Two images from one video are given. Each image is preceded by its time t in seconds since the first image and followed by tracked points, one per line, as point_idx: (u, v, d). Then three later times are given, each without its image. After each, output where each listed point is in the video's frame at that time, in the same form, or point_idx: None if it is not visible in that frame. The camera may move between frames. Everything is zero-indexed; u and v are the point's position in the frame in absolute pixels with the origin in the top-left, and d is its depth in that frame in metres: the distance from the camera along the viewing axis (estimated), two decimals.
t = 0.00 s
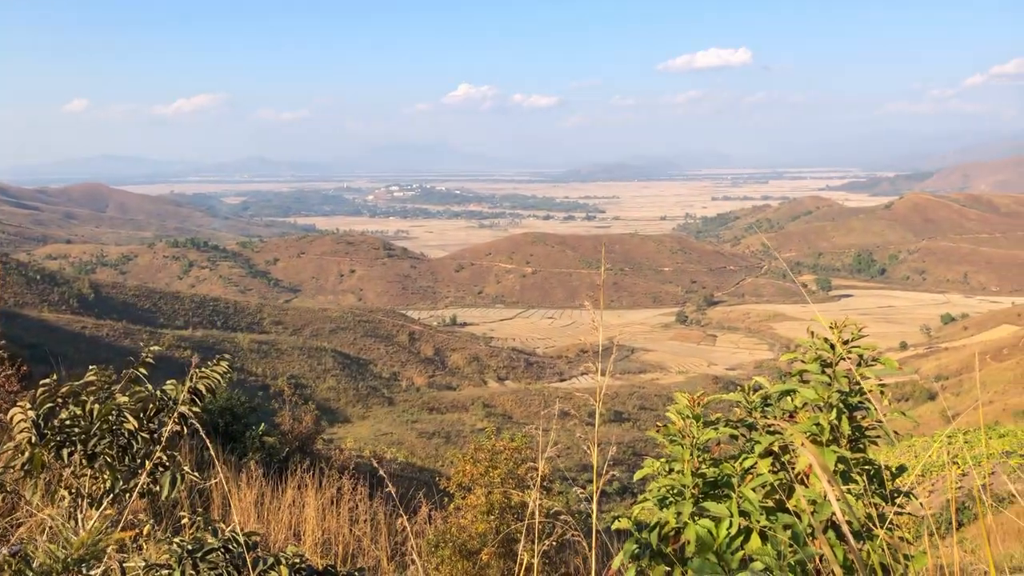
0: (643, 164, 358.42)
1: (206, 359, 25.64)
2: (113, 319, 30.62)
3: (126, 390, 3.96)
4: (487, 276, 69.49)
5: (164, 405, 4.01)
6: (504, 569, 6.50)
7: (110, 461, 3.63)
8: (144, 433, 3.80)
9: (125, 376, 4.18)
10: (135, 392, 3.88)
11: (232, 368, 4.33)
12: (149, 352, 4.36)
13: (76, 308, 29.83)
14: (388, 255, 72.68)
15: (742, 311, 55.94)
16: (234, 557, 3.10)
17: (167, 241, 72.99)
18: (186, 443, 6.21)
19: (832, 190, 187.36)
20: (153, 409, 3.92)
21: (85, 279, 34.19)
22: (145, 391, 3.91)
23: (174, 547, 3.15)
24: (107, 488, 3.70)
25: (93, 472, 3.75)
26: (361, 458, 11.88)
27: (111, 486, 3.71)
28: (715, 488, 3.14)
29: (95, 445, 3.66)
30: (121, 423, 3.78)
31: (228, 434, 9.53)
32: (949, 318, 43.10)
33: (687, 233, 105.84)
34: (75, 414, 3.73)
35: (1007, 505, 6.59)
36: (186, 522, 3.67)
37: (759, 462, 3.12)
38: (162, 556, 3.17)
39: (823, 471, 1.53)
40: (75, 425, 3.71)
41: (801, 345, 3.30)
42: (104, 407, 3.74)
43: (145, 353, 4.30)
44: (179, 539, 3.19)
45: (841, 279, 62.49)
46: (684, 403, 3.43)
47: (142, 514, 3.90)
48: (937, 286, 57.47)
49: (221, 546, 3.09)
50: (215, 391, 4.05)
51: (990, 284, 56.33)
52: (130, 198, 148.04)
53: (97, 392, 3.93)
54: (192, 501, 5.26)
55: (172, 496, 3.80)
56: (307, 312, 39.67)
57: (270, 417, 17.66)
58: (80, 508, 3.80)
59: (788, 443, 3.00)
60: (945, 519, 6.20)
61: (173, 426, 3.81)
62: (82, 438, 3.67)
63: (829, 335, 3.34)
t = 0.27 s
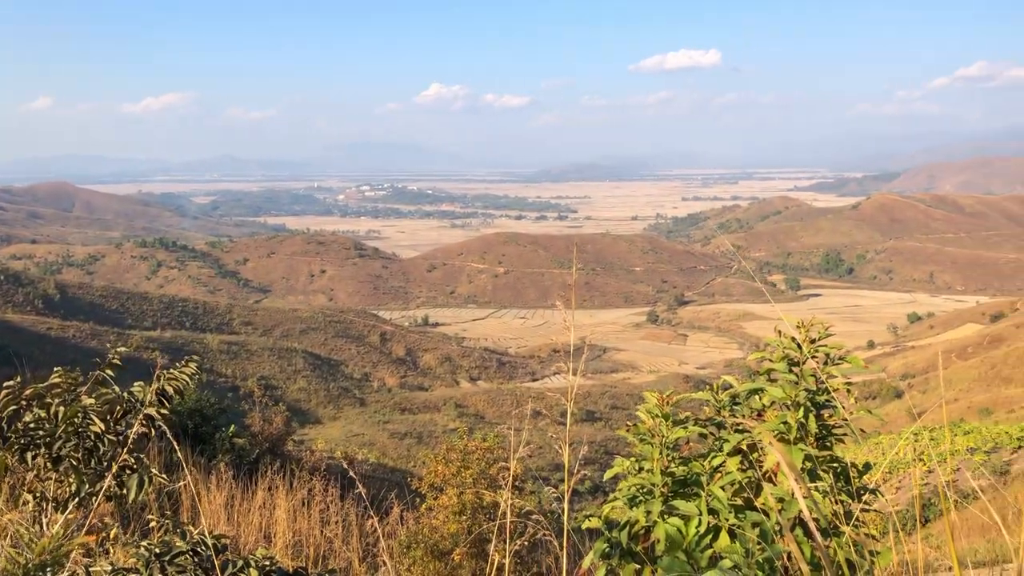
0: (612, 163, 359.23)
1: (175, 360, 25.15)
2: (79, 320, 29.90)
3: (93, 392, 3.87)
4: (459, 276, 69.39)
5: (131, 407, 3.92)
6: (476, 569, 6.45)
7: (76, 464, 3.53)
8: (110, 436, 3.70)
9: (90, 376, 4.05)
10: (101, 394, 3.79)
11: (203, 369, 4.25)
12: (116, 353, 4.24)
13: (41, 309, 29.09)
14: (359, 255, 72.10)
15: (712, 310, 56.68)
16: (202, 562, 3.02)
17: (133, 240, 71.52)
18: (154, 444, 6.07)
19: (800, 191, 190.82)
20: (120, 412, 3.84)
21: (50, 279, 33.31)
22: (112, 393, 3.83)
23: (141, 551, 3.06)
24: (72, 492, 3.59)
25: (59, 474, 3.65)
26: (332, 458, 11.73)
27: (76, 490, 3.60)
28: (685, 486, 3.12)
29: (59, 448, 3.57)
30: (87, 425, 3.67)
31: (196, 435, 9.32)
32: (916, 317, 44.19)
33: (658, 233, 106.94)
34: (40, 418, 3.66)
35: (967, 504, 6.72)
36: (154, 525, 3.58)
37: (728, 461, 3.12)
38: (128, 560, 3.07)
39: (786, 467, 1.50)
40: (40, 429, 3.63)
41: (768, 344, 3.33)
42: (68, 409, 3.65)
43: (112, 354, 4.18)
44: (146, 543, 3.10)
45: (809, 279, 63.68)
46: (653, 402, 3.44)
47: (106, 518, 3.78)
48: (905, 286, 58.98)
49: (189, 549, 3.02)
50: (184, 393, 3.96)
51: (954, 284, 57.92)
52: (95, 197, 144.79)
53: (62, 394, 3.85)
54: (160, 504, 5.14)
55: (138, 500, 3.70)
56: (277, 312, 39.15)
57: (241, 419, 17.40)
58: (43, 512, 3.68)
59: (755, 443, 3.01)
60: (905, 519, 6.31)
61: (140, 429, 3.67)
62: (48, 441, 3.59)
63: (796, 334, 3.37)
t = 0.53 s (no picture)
0: (583, 163, 359.49)
1: (143, 361, 24.58)
2: (44, 321, 29.07)
3: (58, 395, 3.76)
4: (432, 276, 69.12)
5: (97, 409, 3.81)
6: (449, 569, 6.41)
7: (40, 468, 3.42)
8: (77, 438, 3.60)
9: (55, 378, 3.93)
10: (67, 397, 3.69)
11: (170, 370, 4.16)
12: (82, 355, 4.12)
13: (4, 310, 28.23)
14: (330, 255, 71.34)
15: (683, 310, 57.31)
16: (171, 565, 2.95)
17: (98, 240, 69.84)
18: (121, 446, 5.92)
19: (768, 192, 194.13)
20: (86, 414, 3.74)
21: (14, 279, 32.28)
22: (78, 396, 3.72)
23: (106, 556, 2.96)
24: (36, 496, 3.48)
25: (22, 480, 3.53)
26: (303, 461, 11.54)
27: (40, 494, 3.49)
28: (654, 485, 3.14)
29: (24, 452, 3.47)
30: (53, 429, 3.57)
31: (165, 437, 9.12)
32: (883, 315, 45.45)
33: (629, 233, 107.87)
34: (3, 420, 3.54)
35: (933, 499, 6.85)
36: (121, 529, 3.48)
37: (696, 459, 3.13)
38: (94, 566, 2.98)
39: (757, 465, 1.42)
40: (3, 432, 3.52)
41: (737, 344, 3.36)
42: (33, 413, 3.55)
43: (77, 355, 4.06)
44: (112, 548, 3.00)
45: (779, 279, 64.78)
46: (623, 402, 3.44)
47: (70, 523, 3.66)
48: (872, 284, 60.68)
49: (157, 553, 2.94)
50: (152, 394, 3.86)
51: (921, 283, 59.53)
52: (59, 196, 141.38)
53: (25, 397, 3.73)
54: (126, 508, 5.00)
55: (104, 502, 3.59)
56: (246, 313, 38.54)
57: (210, 421, 17.08)
58: (6, 518, 3.57)
59: (724, 442, 3.02)
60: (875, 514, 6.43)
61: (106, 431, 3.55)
62: (10, 444, 3.48)
63: (764, 333, 3.40)
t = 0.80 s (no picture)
0: (553, 163, 359.40)
1: (108, 363, 23.94)
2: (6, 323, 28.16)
3: (20, 397, 3.62)
4: (402, 276, 68.73)
5: (62, 413, 3.67)
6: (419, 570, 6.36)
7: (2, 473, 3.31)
8: (40, 442, 3.48)
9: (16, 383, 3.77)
10: (30, 399, 3.57)
11: (137, 372, 4.03)
12: (45, 357, 3.97)
13: None
14: (299, 255, 70.42)
15: (653, 309, 57.90)
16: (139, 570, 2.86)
17: (60, 241, 67.97)
18: (86, 450, 5.76)
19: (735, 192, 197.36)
20: (50, 418, 3.61)
21: None
22: (41, 399, 3.59)
23: (72, 561, 2.86)
24: None
25: None
26: (273, 463, 11.31)
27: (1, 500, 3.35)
28: (624, 485, 3.17)
29: None
30: (14, 432, 3.45)
31: (132, 439, 8.82)
32: (849, 314, 46.28)
33: (600, 233, 108.68)
34: None
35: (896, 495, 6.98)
36: (88, 534, 3.37)
37: (665, 457, 3.14)
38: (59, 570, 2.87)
39: (725, 464, 1.37)
40: None
41: (705, 342, 3.39)
42: None
43: (40, 357, 3.91)
44: (77, 553, 2.90)
45: (747, 279, 65.86)
46: (593, 401, 3.43)
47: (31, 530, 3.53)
48: (839, 284, 61.78)
49: (122, 558, 2.85)
50: (119, 397, 3.75)
51: (887, 282, 60.92)
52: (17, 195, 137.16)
53: None
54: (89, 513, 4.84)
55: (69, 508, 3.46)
56: (214, 314, 37.85)
57: (178, 423, 16.72)
58: None
59: (691, 439, 3.05)
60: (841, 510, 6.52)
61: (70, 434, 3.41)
62: None
63: (731, 331, 3.43)
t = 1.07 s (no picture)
0: (520, 164, 359.37)
1: (69, 366, 23.18)
2: None
3: None
4: (369, 276, 68.13)
5: (20, 416, 3.49)
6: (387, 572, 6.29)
7: None
8: None
9: None
10: None
11: (98, 376, 3.90)
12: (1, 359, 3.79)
13: None
14: (265, 256, 69.23)
15: (620, 309, 58.38)
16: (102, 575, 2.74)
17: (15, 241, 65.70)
18: (45, 455, 5.57)
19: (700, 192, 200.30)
20: (9, 420, 3.44)
21: None
22: None
23: (31, 568, 2.74)
24: None
25: None
26: (239, 465, 11.04)
27: None
28: (590, 483, 3.16)
29: None
30: None
31: (94, 443, 8.46)
32: (812, 313, 47.23)
33: (567, 233, 109.27)
34: None
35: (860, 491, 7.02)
36: (48, 540, 3.21)
37: (631, 456, 3.14)
38: None
39: (691, 461, 1.34)
40: None
41: (669, 341, 3.42)
42: None
43: None
44: (36, 561, 2.78)
45: (713, 279, 66.83)
46: (559, 400, 3.41)
47: None
48: (802, 283, 63.01)
49: (85, 565, 2.73)
50: (80, 400, 3.62)
51: (849, 280, 62.34)
52: None
53: None
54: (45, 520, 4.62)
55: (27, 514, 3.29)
56: (179, 316, 36.99)
57: (142, 427, 16.30)
58: None
59: (657, 437, 3.06)
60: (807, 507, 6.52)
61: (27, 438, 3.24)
62: None
63: (696, 330, 3.45)
